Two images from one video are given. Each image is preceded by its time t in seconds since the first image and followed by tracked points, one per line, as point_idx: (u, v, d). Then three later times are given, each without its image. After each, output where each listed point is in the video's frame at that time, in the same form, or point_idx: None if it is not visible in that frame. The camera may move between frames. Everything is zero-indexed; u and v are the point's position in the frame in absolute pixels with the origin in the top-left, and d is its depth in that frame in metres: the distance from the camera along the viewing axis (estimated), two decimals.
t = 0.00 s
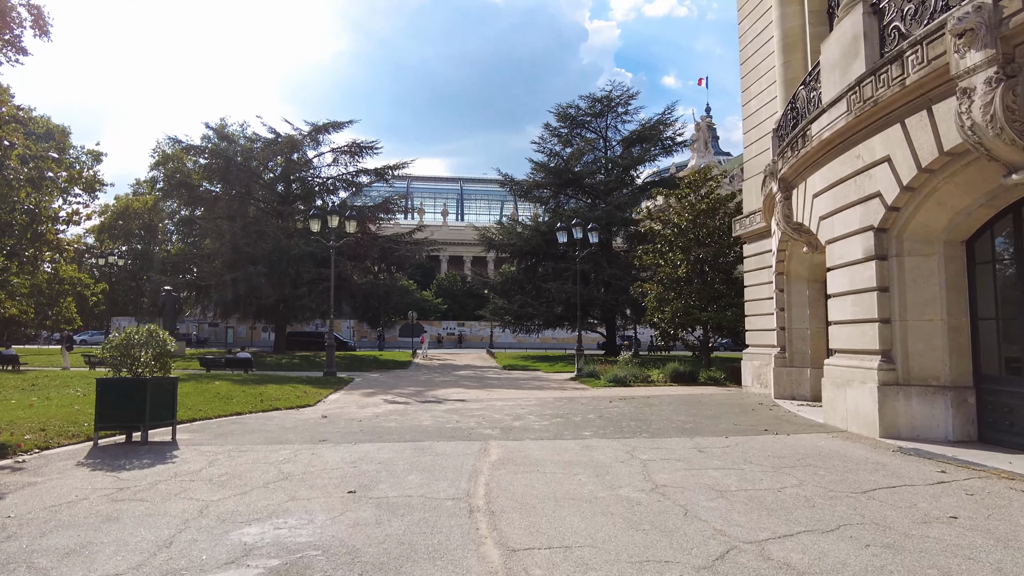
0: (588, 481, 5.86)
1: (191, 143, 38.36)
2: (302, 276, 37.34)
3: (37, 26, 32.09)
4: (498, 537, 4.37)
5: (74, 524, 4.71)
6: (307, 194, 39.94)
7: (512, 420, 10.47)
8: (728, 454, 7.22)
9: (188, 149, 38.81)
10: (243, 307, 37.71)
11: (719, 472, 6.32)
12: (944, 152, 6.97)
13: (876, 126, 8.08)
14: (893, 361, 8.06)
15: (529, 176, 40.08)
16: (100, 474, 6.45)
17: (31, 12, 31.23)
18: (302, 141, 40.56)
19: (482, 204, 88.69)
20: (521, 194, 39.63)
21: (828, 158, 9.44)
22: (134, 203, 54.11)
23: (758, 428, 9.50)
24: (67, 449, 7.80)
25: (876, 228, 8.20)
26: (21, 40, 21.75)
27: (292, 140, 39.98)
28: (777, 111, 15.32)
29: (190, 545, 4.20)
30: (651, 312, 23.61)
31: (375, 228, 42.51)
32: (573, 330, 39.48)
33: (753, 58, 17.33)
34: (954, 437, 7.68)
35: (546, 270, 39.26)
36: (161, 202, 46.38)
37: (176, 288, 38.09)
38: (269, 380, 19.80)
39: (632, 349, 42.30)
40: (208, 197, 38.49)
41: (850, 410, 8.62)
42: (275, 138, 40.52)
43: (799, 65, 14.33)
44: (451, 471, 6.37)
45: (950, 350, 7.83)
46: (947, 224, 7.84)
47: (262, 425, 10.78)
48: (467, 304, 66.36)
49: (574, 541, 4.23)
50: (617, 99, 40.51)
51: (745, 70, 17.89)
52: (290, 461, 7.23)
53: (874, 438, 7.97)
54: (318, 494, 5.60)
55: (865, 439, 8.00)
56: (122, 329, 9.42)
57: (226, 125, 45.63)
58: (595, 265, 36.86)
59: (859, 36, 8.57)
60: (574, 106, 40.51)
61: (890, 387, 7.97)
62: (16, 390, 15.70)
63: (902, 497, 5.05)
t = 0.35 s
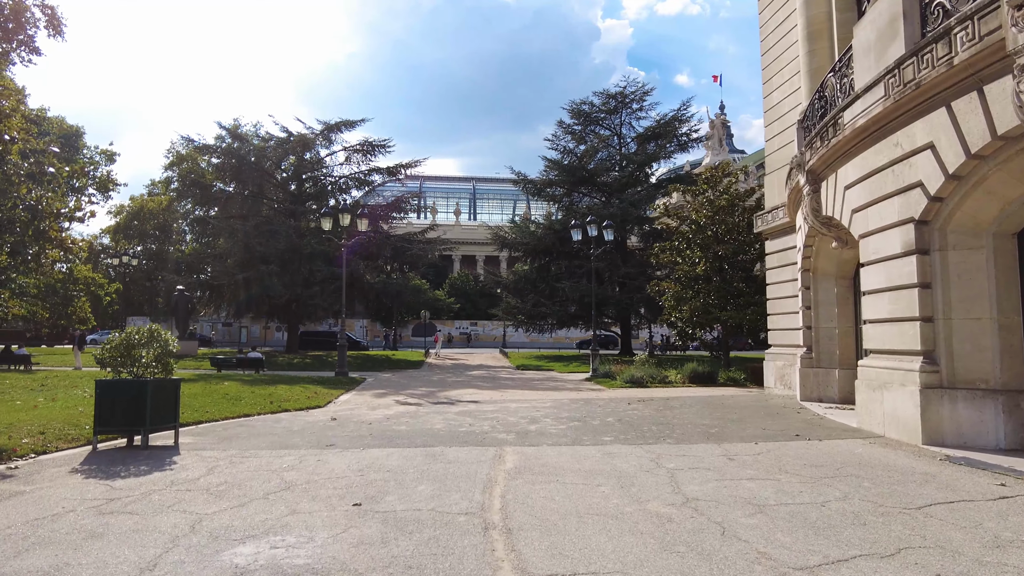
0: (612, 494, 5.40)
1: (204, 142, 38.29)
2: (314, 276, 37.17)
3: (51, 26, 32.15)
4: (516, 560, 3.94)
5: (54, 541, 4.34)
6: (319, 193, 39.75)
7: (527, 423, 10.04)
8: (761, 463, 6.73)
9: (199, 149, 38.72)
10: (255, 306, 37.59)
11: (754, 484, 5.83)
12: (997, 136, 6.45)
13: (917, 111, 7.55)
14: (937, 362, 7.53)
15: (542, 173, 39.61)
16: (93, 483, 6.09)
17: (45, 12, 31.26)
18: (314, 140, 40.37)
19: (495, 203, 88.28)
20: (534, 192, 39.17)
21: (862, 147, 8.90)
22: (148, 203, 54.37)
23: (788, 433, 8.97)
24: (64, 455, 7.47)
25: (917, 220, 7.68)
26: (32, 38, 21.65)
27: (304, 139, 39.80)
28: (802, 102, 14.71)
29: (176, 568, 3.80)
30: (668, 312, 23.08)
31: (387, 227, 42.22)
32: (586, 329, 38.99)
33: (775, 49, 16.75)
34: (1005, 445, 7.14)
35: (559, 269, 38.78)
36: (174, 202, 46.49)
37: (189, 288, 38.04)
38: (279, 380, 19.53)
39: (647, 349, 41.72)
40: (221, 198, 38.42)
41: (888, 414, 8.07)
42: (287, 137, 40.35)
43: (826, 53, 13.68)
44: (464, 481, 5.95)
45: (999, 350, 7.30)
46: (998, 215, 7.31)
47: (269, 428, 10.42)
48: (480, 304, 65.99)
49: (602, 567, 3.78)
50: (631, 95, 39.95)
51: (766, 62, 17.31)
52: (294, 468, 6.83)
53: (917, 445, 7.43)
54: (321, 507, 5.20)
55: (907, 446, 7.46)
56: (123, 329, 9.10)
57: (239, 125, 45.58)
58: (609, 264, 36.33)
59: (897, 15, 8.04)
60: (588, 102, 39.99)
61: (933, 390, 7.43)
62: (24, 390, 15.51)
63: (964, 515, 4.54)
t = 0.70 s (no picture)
0: (646, 513, 4.94)
1: (220, 144, 38.31)
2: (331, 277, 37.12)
3: (70, 29, 32.32)
4: None
5: (39, 564, 3.99)
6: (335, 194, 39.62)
7: (548, 429, 9.62)
8: (803, 476, 6.23)
9: (215, 150, 38.76)
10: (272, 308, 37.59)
11: (798, 500, 5.34)
12: None
13: (968, 95, 7.01)
14: (992, 366, 6.99)
15: (559, 172, 39.14)
16: (91, 495, 5.76)
17: (64, 16, 31.43)
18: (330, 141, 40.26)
19: (511, 204, 87.83)
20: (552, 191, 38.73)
21: (903, 136, 8.35)
22: (167, 205, 54.82)
23: (825, 440, 8.44)
24: (67, 462, 7.18)
25: (968, 213, 7.14)
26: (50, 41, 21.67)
27: (320, 139, 39.71)
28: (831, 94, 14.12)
29: None
30: (690, 312, 22.57)
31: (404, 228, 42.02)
32: (605, 330, 38.50)
33: (802, 39, 16.15)
34: None
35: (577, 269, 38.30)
36: (192, 204, 46.72)
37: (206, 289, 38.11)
38: (294, 383, 19.32)
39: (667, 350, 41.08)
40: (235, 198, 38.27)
41: (936, 421, 7.53)
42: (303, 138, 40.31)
43: (857, 42, 13.08)
44: (484, 495, 5.55)
45: None
46: None
47: (281, 434, 10.09)
48: (497, 304, 65.63)
49: None
50: (650, 92, 39.38)
51: (792, 53, 16.71)
52: (304, 479, 6.46)
53: (970, 455, 6.89)
54: (330, 525, 4.81)
55: (960, 456, 6.92)
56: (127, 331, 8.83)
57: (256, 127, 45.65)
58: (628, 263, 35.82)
59: None
60: (605, 100, 39.45)
61: (989, 396, 6.89)
62: (38, 393, 15.36)
63: None
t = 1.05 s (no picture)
0: (684, 537, 4.44)
1: (233, 143, 38.19)
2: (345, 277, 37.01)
3: (84, 30, 32.30)
4: None
5: None
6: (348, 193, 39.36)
7: (567, 435, 9.15)
8: (848, 489, 5.71)
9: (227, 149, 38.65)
10: (286, 308, 37.47)
11: (849, 517, 4.84)
12: None
13: None
14: None
15: (574, 170, 38.61)
16: (80, 508, 5.38)
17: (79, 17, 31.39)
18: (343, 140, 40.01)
19: (525, 203, 87.30)
20: (567, 190, 38.22)
21: (948, 122, 7.80)
22: (183, 205, 55.03)
23: (865, 447, 7.89)
24: (62, 471, 6.81)
25: None
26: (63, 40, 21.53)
27: (333, 139, 39.48)
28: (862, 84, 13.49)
29: None
30: (710, 312, 22.02)
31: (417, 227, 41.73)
32: (620, 330, 37.98)
33: (829, 28, 15.53)
34: None
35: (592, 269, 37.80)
36: (207, 204, 46.72)
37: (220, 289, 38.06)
38: (305, 384, 19.00)
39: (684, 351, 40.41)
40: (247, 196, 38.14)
41: (989, 429, 6.95)
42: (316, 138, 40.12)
43: (890, 29, 12.46)
44: (501, 511, 5.10)
45: None
46: None
47: (289, 439, 9.70)
48: (511, 304, 65.19)
49: None
50: (667, 88, 38.77)
51: (818, 43, 16.09)
52: (308, 490, 6.04)
53: None
54: (333, 545, 4.38)
55: (1019, 468, 6.35)
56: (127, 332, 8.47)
57: (269, 127, 45.55)
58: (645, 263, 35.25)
59: None
60: (621, 96, 38.89)
61: None
62: (46, 395, 15.13)
63: None
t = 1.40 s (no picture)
0: (715, 557, 3.97)
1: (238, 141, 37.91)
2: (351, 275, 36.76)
3: (88, 27, 32.08)
4: None
5: None
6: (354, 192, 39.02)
7: (578, 438, 8.71)
8: (889, 499, 5.24)
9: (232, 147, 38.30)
10: (292, 306, 37.22)
11: (896, 532, 4.36)
12: None
13: None
14: None
15: (582, 167, 38.15)
16: (54, 519, 4.97)
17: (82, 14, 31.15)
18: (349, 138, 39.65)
19: (532, 203, 86.87)
20: (575, 187, 37.76)
21: (987, 104, 7.28)
22: (189, 205, 54.89)
23: (898, 451, 7.40)
24: (43, 477, 6.42)
25: None
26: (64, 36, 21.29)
27: (339, 136, 39.15)
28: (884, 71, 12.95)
29: None
30: (722, 311, 21.52)
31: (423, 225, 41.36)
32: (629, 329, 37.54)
33: (848, 15, 15.00)
34: None
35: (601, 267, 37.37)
36: (212, 203, 46.51)
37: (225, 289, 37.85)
38: (309, 384, 18.62)
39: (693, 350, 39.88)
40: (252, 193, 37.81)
41: None
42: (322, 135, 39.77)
43: (915, 13, 11.92)
44: (511, 525, 4.65)
45: None
46: None
47: (287, 441, 9.29)
48: (518, 304, 64.76)
49: None
50: (677, 84, 38.26)
51: (836, 31, 15.57)
52: (302, 499, 5.62)
53: None
54: (325, 564, 3.94)
55: None
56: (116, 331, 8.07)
57: (275, 125, 45.29)
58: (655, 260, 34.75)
59: None
60: (630, 92, 38.41)
61: None
62: (44, 395, 14.81)
63: None
